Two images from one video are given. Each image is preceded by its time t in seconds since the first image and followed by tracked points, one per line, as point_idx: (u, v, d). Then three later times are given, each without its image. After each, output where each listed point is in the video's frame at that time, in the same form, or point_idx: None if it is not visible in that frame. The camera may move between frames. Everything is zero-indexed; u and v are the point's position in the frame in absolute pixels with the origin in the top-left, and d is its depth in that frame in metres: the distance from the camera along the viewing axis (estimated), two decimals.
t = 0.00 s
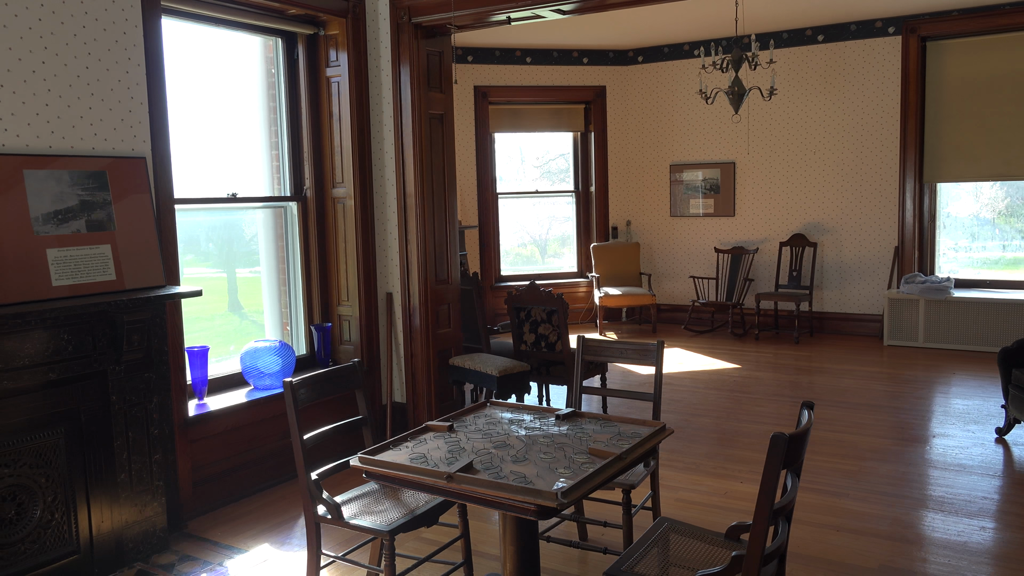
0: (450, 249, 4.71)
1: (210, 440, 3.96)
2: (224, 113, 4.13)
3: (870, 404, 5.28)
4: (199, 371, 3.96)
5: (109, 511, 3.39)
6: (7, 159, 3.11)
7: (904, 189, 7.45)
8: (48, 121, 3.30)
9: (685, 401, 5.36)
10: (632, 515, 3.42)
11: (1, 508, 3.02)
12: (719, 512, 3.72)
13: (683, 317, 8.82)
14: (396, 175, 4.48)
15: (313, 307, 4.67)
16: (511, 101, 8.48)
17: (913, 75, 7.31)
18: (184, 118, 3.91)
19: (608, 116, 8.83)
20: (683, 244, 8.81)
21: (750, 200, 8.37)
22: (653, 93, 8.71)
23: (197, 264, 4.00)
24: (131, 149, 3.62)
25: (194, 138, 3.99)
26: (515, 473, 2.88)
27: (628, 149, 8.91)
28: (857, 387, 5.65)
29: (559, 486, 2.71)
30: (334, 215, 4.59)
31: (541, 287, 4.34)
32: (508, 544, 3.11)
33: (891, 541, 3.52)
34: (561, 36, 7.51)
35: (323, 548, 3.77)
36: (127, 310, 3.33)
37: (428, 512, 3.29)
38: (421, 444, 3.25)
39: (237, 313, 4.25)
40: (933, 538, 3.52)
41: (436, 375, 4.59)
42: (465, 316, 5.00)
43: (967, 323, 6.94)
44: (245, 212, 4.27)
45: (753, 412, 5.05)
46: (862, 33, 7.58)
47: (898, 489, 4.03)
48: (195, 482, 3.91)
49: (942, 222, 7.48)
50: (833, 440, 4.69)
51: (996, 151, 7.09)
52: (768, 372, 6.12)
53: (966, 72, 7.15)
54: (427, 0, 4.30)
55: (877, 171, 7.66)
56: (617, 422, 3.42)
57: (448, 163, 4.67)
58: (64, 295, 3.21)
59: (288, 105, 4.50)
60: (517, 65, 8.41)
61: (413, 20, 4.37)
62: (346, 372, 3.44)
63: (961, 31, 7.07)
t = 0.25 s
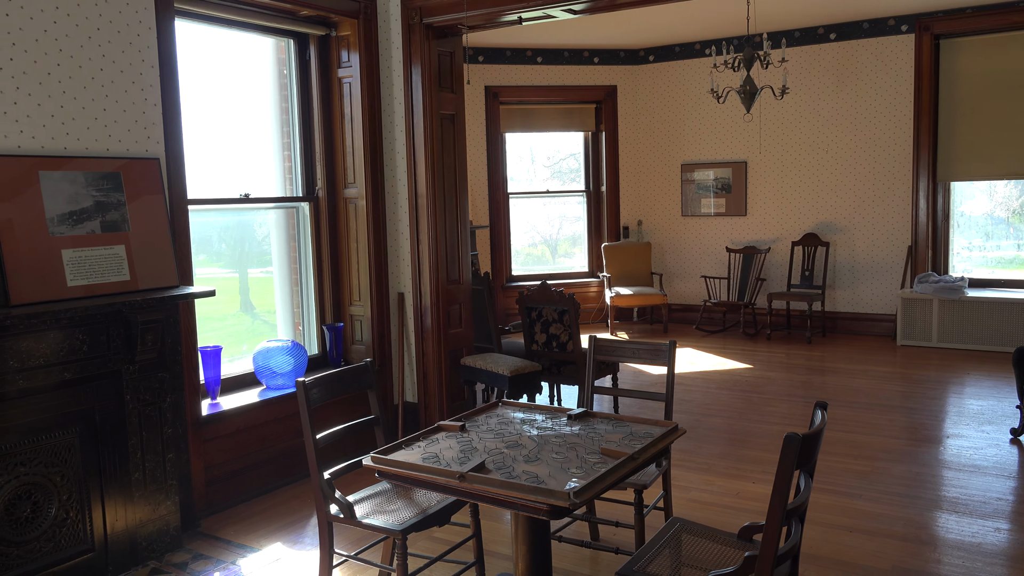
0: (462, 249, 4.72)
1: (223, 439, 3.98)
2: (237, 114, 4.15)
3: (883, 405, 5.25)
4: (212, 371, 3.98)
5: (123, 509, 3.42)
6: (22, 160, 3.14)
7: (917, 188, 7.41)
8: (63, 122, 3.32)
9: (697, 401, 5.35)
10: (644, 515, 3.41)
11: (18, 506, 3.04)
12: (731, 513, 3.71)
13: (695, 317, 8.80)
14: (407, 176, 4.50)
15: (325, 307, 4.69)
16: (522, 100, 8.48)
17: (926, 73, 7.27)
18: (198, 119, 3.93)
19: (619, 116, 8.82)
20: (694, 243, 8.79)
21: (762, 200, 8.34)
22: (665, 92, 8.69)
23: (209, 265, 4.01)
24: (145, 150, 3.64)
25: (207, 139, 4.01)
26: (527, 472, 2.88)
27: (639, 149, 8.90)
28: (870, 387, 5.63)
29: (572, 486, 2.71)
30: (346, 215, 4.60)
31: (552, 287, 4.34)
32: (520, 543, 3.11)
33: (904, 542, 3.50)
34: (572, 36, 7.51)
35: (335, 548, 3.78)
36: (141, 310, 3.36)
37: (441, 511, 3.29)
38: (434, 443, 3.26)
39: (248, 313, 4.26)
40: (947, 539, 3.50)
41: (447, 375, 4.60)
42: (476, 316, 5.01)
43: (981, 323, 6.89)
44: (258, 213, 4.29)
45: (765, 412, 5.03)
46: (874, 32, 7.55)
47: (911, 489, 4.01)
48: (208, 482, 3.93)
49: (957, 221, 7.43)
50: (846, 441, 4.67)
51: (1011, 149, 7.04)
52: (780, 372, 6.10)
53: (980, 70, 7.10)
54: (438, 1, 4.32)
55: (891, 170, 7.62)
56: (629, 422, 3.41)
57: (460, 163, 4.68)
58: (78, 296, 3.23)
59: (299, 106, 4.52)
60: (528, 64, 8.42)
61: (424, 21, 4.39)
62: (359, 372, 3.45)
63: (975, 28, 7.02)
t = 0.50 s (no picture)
0: (475, 250, 4.73)
1: (238, 439, 4.00)
2: (251, 116, 4.17)
3: (898, 407, 5.22)
4: (227, 371, 4.00)
5: (139, 509, 3.44)
6: (39, 162, 3.17)
7: (932, 188, 7.36)
8: (80, 124, 3.35)
9: (710, 403, 5.33)
10: (658, 517, 3.40)
11: (36, 505, 3.07)
12: (746, 515, 3.70)
13: (708, 318, 8.77)
14: (420, 177, 4.52)
15: (339, 308, 4.71)
16: (535, 101, 8.48)
17: (941, 73, 7.23)
18: (213, 121, 3.96)
19: (632, 116, 8.81)
20: (707, 244, 8.77)
21: (776, 200, 8.31)
22: (678, 93, 8.68)
23: (222, 265, 4.03)
24: (161, 152, 3.67)
25: (223, 141, 4.04)
26: (541, 473, 2.88)
27: (652, 150, 8.89)
28: (885, 389, 5.60)
29: (586, 487, 2.70)
30: (360, 216, 4.62)
31: (565, 288, 4.35)
32: (534, 545, 3.11)
33: (920, 545, 3.48)
34: (584, 37, 7.50)
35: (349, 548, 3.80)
36: (157, 310, 3.38)
37: (455, 512, 3.30)
38: (448, 444, 3.27)
39: (262, 314, 4.28)
40: (963, 543, 3.47)
41: (460, 376, 4.61)
42: (490, 317, 5.02)
43: (998, 324, 6.84)
44: (272, 214, 4.32)
45: (779, 414, 5.02)
46: (889, 31, 7.51)
47: (927, 492, 3.99)
48: (222, 482, 3.95)
49: (973, 222, 7.37)
50: (861, 443, 4.64)
51: None
52: (794, 374, 6.07)
53: (996, 69, 7.04)
54: (451, 2, 4.33)
55: (905, 170, 7.58)
56: (643, 423, 3.41)
57: (473, 164, 4.69)
58: (94, 296, 3.26)
59: (313, 108, 4.54)
60: (540, 65, 8.42)
61: (437, 22, 4.41)
62: (373, 373, 3.46)
63: (991, 27, 6.97)
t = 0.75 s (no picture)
0: (487, 251, 4.74)
1: (250, 439, 4.02)
2: (264, 117, 4.19)
3: (911, 408, 5.20)
4: (240, 371, 4.02)
5: (153, 508, 3.46)
6: (55, 162, 3.19)
7: (945, 189, 7.33)
8: (96, 125, 3.38)
9: (722, 404, 5.32)
10: (670, 518, 3.40)
11: (51, 504, 3.10)
12: (758, 516, 3.69)
13: (720, 319, 8.75)
14: (432, 177, 4.53)
15: (351, 308, 4.72)
16: (546, 102, 8.49)
17: (955, 73, 7.19)
18: (227, 122, 3.98)
19: (643, 116, 8.81)
20: (718, 244, 8.75)
21: (788, 201, 8.29)
22: (689, 93, 8.67)
23: (234, 266, 4.05)
24: (175, 153, 3.69)
25: (236, 142, 4.06)
26: (553, 474, 2.88)
27: (663, 150, 8.88)
28: (898, 391, 5.57)
29: (599, 487, 2.70)
30: (372, 217, 4.63)
31: (577, 289, 4.35)
32: (546, 545, 3.11)
33: (934, 547, 3.46)
34: (595, 38, 7.50)
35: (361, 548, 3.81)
36: (171, 310, 3.39)
37: (466, 512, 3.30)
38: (460, 444, 3.27)
39: (273, 315, 4.30)
40: (978, 545, 3.45)
41: (472, 376, 4.62)
42: (501, 318, 5.02)
43: (1012, 325, 6.80)
44: (285, 215, 4.34)
45: (791, 415, 5.00)
46: (902, 31, 7.48)
47: (941, 494, 3.97)
48: (235, 481, 3.97)
49: (986, 223, 7.33)
50: (873, 445, 4.63)
51: None
52: (806, 375, 6.05)
53: (1010, 70, 7.00)
54: (463, 3, 4.34)
55: (918, 170, 7.55)
56: (656, 424, 3.40)
57: (484, 165, 4.70)
58: (108, 296, 3.28)
59: (326, 109, 4.55)
60: (552, 66, 8.42)
61: (449, 23, 4.42)
62: (385, 373, 3.47)
63: (1005, 27, 6.93)
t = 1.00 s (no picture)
0: (499, 252, 4.75)
1: (264, 439, 4.04)
2: (277, 118, 4.21)
3: (926, 411, 5.17)
4: (254, 371, 4.05)
5: (167, 507, 3.48)
6: (72, 164, 3.22)
7: (960, 190, 7.28)
8: (112, 127, 3.41)
9: (734, 406, 5.31)
10: (683, 520, 3.39)
11: (68, 503, 3.13)
12: (771, 519, 3.68)
13: (732, 320, 8.72)
14: (445, 179, 4.55)
15: (364, 309, 4.74)
16: (558, 103, 8.49)
17: (970, 74, 7.15)
18: (242, 124, 4.01)
19: (656, 117, 8.80)
20: (731, 246, 8.73)
21: (801, 203, 8.26)
22: (702, 94, 8.66)
23: (248, 266, 4.07)
24: (190, 155, 3.71)
25: (250, 143, 4.09)
26: (566, 475, 2.88)
27: (675, 151, 8.87)
28: (913, 393, 5.54)
29: (612, 489, 2.70)
30: (385, 218, 4.65)
31: (589, 291, 4.35)
32: (558, 547, 3.11)
33: (949, 551, 3.44)
34: (607, 39, 7.50)
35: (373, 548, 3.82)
36: (185, 311, 3.40)
37: (479, 513, 3.31)
38: (473, 445, 3.28)
39: (286, 315, 4.31)
40: (994, 549, 3.43)
41: (483, 377, 4.64)
42: (514, 319, 5.03)
43: None
44: (299, 216, 4.36)
45: (804, 417, 4.98)
46: (917, 32, 7.44)
47: (955, 498, 3.94)
48: (249, 481, 3.99)
49: (1002, 224, 7.27)
50: (887, 447, 4.60)
51: None
52: (819, 377, 6.03)
53: None
54: (475, 5, 4.36)
55: (933, 171, 7.50)
56: (669, 426, 3.40)
57: (497, 166, 4.71)
58: (123, 298, 3.29)
59: (339, 110, 4.58)
60: (564, 67, 8.42)
61: (462, 25, 4.44)
62: (398, 374, 3.48)
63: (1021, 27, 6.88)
